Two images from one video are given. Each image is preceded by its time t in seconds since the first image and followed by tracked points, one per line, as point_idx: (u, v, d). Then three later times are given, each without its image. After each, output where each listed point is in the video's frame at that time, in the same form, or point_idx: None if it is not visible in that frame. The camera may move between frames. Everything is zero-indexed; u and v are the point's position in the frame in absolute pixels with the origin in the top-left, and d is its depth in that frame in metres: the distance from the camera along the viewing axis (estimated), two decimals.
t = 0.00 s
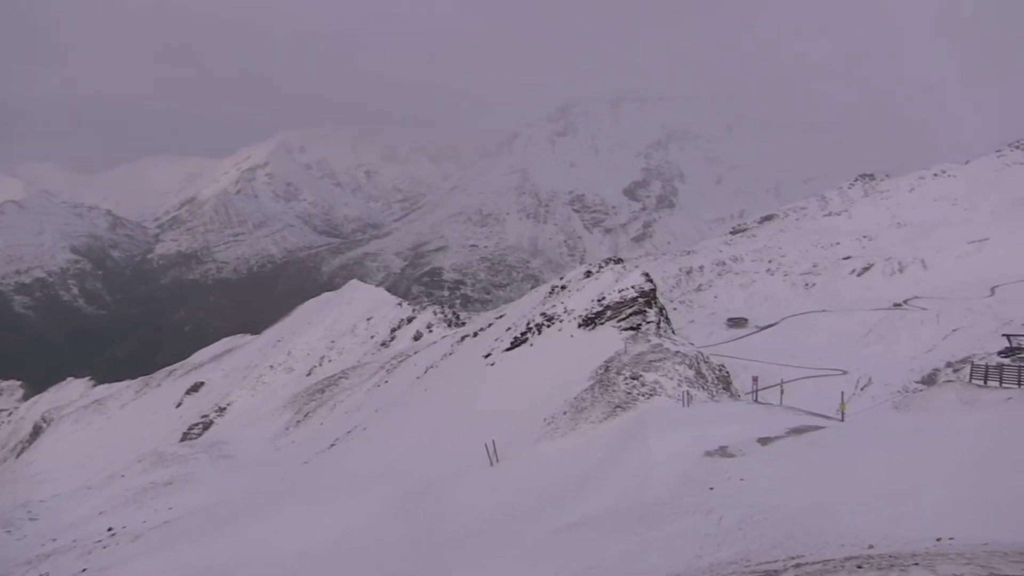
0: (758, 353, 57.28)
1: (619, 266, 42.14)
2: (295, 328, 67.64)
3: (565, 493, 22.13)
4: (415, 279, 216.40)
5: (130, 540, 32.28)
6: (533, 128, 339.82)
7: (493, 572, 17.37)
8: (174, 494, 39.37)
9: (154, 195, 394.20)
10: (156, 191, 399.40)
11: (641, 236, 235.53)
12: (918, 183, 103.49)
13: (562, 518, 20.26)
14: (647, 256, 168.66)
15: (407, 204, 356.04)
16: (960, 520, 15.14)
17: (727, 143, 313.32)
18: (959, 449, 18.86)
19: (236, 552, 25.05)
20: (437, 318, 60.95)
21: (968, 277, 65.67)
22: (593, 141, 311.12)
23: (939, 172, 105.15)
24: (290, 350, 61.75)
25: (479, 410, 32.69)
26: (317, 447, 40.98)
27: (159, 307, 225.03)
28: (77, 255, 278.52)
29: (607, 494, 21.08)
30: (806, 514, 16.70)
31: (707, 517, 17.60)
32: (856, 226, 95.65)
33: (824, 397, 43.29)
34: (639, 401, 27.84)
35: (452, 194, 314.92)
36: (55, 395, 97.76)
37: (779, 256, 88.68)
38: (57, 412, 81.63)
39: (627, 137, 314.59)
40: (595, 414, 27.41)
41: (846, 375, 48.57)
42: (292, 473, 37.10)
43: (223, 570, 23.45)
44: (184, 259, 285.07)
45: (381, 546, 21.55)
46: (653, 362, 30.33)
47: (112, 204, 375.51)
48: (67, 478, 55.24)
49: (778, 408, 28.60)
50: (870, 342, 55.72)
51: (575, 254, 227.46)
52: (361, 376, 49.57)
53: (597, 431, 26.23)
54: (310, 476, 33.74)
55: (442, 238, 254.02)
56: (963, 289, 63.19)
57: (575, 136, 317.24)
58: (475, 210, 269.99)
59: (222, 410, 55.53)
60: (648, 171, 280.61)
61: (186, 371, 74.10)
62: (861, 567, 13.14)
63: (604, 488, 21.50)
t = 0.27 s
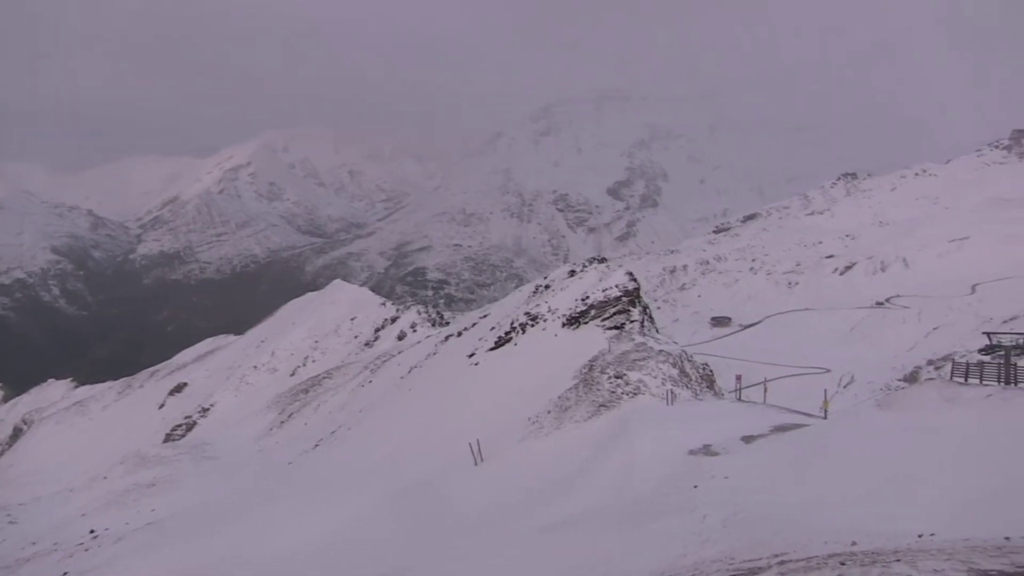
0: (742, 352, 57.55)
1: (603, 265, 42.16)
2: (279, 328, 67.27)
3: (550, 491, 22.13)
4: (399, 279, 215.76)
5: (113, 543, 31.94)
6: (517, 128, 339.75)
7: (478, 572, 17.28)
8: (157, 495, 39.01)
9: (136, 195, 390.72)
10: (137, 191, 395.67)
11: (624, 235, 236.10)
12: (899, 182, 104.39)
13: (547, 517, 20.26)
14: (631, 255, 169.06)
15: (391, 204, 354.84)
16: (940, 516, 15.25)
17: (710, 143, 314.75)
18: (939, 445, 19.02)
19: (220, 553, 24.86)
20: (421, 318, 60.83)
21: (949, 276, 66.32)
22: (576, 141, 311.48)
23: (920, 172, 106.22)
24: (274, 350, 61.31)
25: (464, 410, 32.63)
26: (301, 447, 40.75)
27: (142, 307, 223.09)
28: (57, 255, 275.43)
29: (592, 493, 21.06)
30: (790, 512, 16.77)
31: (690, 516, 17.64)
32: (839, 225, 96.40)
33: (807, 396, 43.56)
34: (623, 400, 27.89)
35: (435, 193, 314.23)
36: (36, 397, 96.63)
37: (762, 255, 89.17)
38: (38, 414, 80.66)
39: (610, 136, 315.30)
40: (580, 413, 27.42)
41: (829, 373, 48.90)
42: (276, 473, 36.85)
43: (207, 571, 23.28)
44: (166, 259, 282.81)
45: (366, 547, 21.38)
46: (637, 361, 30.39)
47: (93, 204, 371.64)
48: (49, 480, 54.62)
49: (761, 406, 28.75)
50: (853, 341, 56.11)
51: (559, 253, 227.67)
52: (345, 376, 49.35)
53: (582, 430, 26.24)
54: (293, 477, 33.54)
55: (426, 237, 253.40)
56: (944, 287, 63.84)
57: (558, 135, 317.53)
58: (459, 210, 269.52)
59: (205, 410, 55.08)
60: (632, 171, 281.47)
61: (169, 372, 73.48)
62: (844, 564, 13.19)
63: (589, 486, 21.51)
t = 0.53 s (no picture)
0: (727, 350, 57.76)
1: (586, 264, 42.19)
2: (262, 329, 66.84)
3: (534, 491, 22.08)
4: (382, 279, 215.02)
5: (93, 546, 31.61)
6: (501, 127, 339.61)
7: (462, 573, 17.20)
8: (139, 497, 38.60)
9: (117, 195, 387.12)
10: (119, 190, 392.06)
11: (608, 235, 236.55)
12: (881, 182, 105.21)
13: (532, 516, 20.28)
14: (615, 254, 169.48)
15: (374, 203, 353.51)
16: (922, 513, 15.33)
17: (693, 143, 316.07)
18: (920, 443, 19.16)
19: (201, 556, 24.63)
20: (404, 318, 60.67)
21: (930, 274, 66.95)
22: (559, 140, 311.82)
23: (901, 171, 107.09)
24: (257, 350, 60.88)
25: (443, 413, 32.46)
26: (285, 448, 40.55)
27: (124, 307, 221.08)
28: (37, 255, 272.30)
29: (576, 492, 21.06)
30: (772, 510, 16.85)
31: (674, 515, 17.66)
32: (821, 224, 97.06)
33: (790, 394, 43.82)
34: (607, 398, 27.93)
35: (419, 193, 313.36)
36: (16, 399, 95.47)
37: (745, 254, 89.70)
38: (19, 416, 79.65)
39: (594, 136, 315.84)
40: (565, 412, 27.42)
41: (813, 372, 49.19)
42: (259, 474, 36.59)
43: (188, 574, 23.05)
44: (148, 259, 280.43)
45: (350, 548, 21.27)
46: (621, 360, 30.41)
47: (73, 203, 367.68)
48: (30, 482, 53.99)
49: (745, 404, 28.86)
50: (837, 339, 56.47)
51: (543, 253, 227.75)
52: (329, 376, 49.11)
53: (566, 428, 26.28)
54: (277, 478, 33.34)
55: (410, 237, 252.71)
56: (925, 285, 64.42)
57: (542, 135, 317.70)
58: (443, 210, 268.92)
59: (189, 411, 54.62)
60: (615, 170, 282.14)
61: (152, 372, 72.85)
62: (827, 561, 13.25)
63: (576, 485, 21.46)
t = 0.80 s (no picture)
0: (710, 349, 58.03)
1: (570, 263, 42.22)
2: (246, 329, 66.45)
3: (519, 489, 22.07)
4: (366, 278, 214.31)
5: (75, 548, 31.29)
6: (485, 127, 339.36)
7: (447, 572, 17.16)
8: (122, 498, 38.28)
9: (97, 194, 383.43)
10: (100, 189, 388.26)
11: (592, 234, 236.85)
12: (863, 181, 106.04)
13: (517, 514, 20.25)
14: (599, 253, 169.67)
15: (358, 203, 352.29)
16: (904, 510, 15.43)
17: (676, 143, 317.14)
18: (900, 440, 19.33)
19: (185, 558, 24.44)
20: (389, 317, 60.49)
21: (911, 273, 67.53)
22: (543, 139, 311.98)
23: (883, 170, 107.90)
24: (241, 350, 60.51)
25: (427, 413, 32.35)
26: (268, 449, 40.31)
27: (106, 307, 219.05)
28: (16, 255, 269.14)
29: (560, 491, 21.07)
30: (757, 508, 16.90)
31: (660, 512, 17.68)
32: (804, 222, 97.63)
33: (773, 393, 44.07)
34: (592, 397, 27.95)
35: (403, 192, 312.58)
36: None
37: (728, 253, 90.18)
38: None
39: (578, 135, 316.27)
40: (549, 411, 27.40)
41: (795, 370, 49.49)
42: (243, 475, 36.36)
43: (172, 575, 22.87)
44: (130, 259, 277.98)
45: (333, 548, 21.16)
46: (605, 359, 30.43)
47: (53, 202, 363.78)
48: (10, 485, 53.37)
49: (728, 403, 28.95)
50: (820, 337, 56.83)
51: (527, 252, 227.72)
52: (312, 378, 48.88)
53: (550, 428, 26.25)
54: (261, 479, 33.12)
55: (393, 237, 252.03)
56: (907, 284, 64.96)
57: (526, 134, 317.80)
58: (427, 209, 268.34)
59: (171, 412, 54.22)
60: (599, 169, 282.58)
61: (134, 374, 72.24)
62: (812, 558, 13.30)
63: (560, 484, 21.46)
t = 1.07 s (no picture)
0: (694, 347, 58.23)
1: (553, 263, 42.22)
2: (228, 329, 65.93)
3: (502, 489, 22.01)
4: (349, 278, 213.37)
5: (55, 552, 30.95)
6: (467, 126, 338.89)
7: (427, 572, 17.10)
8: (103, 501, 37.87)
9: (76, 193, 379.15)
10: (78, 188, 383.97)
11: (574, 233, 237.07)
12: (844, 180, 106.81)
13: (501, 514, 20.23)
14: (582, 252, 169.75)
15: (340, 203, 350.81)
16: (885, 507, 15.50)
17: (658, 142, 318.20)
18: (882, 438, 19.44)
19: (167, 560, 24.22)
20: (371, 317, 60.22)
21: (891, 271, 68.09)
22: (526, 139, 312.00)
23: (864, 169, 108.73)
24: (223, 351, 60.00)
25: (409, 413, 32.23)
26: (250, 450, 40.00)
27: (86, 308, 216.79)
28: None
29: (544, 489, 21.07)
30: (738, 506, 16.94)
31: (644, 511, 17.70)
32: (786, 221, 98.21)
33: (756, 391, 44.29)
34: (575, 396, 27.96)
35: (386, 191, 311.59)
36: None
37: (710, 252, 90.55)
38: None
39: (561, 134, 316.50)
40: (532, 411, 27.35)
41: (777, 368, 49.78)
42: (225, 476, 36.08)
43: None
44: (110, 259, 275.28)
45: (316, 548, 21.05)
46: (588, 358, 30.42)
47: (31, 201, 359.33)
48: None
49: (710, 401, 29.02)
50: (802, 336, 57.17)
51: (510, 251, 227.60)
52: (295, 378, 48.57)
53: (533, 427, 26.19)
54: (243, 480, 32.88)
55: (376, 236, 251.12)
56: (887, 282, 65.58)
57: (509, 133, 317.71)
58: (409, 209, 267.56)
59: (153, 413, 53.72)
60: (581, 168, 282.96)
61: (114, 375, 71.49)
62: (794, 555, 13.34)
63: (544, 483, 21.45)
